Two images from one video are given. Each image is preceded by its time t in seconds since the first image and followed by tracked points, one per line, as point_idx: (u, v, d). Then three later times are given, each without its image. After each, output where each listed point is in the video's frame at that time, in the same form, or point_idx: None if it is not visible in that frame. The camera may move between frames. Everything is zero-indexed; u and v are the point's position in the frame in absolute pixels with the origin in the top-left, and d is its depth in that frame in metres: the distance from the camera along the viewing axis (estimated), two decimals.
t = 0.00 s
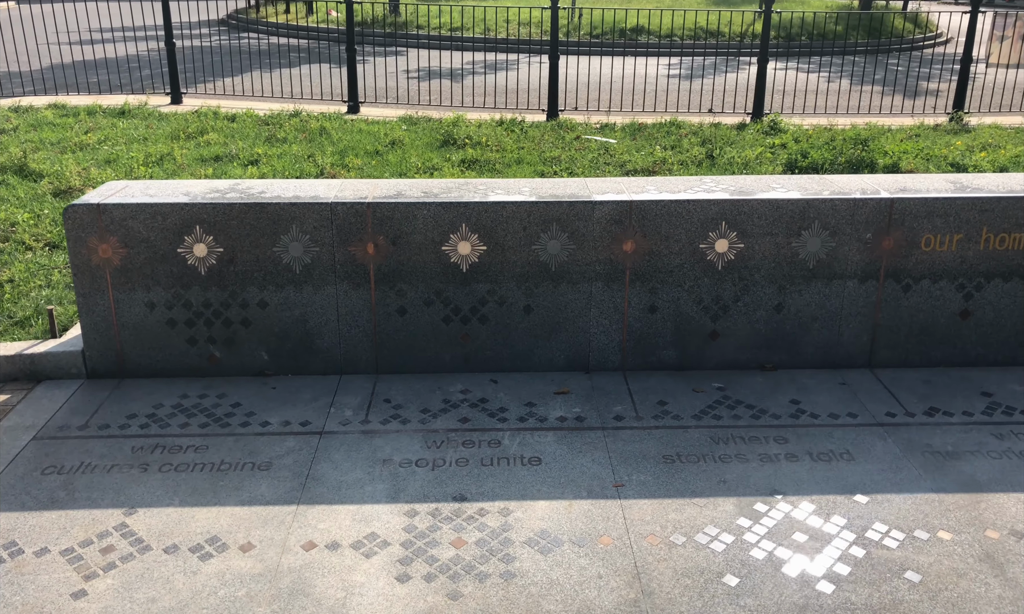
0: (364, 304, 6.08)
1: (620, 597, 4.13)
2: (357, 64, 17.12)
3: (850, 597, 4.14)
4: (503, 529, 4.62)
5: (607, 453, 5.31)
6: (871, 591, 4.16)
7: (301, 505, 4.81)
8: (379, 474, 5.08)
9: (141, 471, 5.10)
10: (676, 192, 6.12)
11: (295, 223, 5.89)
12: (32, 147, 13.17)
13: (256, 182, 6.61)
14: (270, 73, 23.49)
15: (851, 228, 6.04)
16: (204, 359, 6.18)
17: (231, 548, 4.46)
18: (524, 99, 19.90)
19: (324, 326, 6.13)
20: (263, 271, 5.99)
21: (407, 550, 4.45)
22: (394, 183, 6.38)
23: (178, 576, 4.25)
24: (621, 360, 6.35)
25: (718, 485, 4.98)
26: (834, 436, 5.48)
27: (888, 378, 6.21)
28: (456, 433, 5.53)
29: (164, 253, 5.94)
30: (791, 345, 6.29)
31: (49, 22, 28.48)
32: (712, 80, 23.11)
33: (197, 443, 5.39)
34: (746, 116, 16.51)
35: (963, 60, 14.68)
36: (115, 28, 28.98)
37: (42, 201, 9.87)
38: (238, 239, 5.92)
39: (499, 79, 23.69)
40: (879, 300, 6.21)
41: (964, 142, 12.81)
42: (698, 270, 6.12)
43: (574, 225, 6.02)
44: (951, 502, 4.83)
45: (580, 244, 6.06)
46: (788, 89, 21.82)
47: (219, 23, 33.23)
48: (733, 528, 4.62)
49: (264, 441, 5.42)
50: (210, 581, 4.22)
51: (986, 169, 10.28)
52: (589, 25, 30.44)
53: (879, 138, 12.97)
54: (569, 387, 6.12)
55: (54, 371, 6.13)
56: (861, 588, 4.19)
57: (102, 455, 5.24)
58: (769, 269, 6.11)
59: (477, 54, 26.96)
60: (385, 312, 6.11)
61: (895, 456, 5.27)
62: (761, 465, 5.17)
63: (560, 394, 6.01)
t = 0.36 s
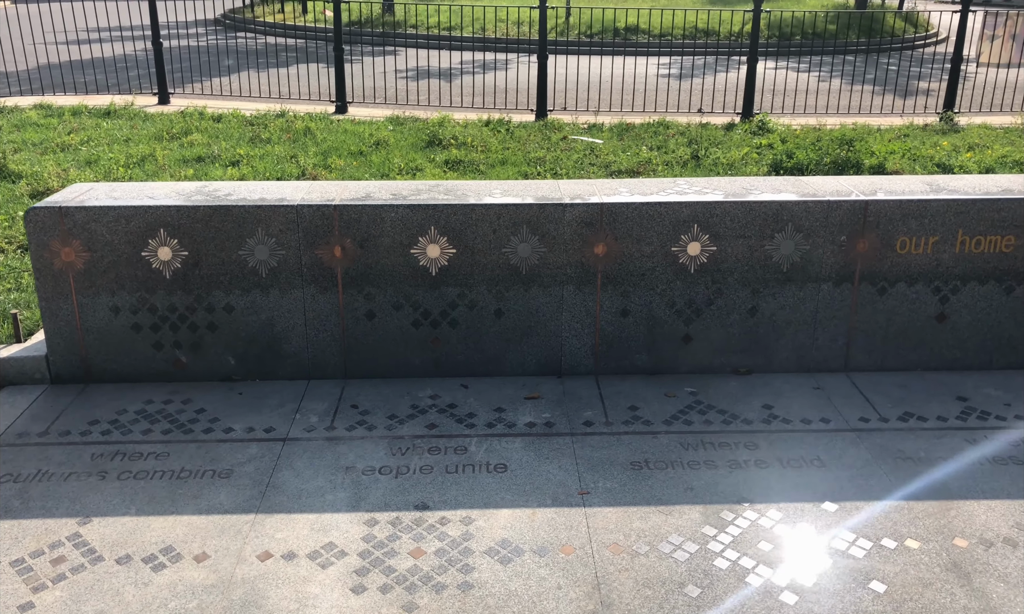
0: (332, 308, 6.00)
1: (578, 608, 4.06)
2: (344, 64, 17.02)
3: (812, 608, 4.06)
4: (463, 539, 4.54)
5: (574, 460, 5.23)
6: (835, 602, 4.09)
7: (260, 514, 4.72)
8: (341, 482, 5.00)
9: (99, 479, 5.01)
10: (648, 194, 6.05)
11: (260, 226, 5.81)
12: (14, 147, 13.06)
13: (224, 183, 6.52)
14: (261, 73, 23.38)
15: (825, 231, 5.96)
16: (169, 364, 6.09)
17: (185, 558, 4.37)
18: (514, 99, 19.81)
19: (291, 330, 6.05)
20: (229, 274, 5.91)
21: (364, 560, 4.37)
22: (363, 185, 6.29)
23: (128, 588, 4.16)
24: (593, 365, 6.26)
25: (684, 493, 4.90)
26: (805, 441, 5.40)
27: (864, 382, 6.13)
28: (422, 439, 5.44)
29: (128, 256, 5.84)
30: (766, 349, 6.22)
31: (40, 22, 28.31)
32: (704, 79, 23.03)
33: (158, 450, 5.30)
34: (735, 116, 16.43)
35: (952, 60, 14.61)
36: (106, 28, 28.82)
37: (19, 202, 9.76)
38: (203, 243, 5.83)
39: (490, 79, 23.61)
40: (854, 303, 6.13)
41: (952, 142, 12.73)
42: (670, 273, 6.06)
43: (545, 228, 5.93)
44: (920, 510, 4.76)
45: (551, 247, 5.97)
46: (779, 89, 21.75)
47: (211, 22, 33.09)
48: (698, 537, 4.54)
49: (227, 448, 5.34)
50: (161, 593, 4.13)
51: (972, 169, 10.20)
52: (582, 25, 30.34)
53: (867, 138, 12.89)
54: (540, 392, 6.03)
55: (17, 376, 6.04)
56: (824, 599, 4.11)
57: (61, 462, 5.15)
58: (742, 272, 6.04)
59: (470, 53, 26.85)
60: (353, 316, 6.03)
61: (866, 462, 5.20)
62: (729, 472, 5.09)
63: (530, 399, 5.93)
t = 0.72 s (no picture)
0: (290, 307, 5.99)
1: (518, 608, 4.05)
2: (329, 64, 16.99)
3: (753, 608, 4.05)
4: (409, 539, 4.52)
5: (527, 460, 5.22)
6: (776, 602, 4.08)
7: (207, 514, 4.71)
8: (292, 482, 4.99)
9: (48, 479, 5.00)
10: (608, 193, 6.03)
11: (217, 225, 5.80)
12: None
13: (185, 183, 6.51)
14: (249, 72, 23.35)
15: (784, 230, 5.95)
16: (128, 364, 6.07)
17: (128, 558, 4.35)
18: (501, 98, 19.81)
19: (250, 330, 6.04)
20: (186, 274, 5.90)
21: (308, 560, 4.35)
22: (323, 184, 6.27)
23: (68, 588, 4.14)
24: (554, 364, 6.24)
25: (635, 492, 4.89)
26: (760, 441, 5.39)
27: (824, 381, 6.12)
28: (377, 439, 5.43)
29: (85, 256, 5.83)
30: (726, 349, 6.21)
31: (30, 22, 28.27)
32: (693, 79, 23.01)
33: (110, 450, 5.28)
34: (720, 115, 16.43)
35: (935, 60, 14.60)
36: (97, 28, 28.79)
37: None
38: (160, 242, 5.81)
39: (479, 79, 23.60)
40: (814, 302, 6.11)
41: (932, 142, 12.72)
42: (630, 272, 6.05)
43: (503, 227, 5.90)
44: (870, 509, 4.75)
45: (510, 246, 5.94)
46: (767, 88, 21.75)
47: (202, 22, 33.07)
48: (645, 537, 4.53)
49: (180, 448, 5.32)
50: (100, 593, 4.12)
51: (948, 168, 10.20)
52: (574, 24, 30.32)
53: (847, 137, 12.88)
54: (499, 392, 6.01)
55: None
56: (765, 599, 4.10)
57: (11, 463, 5.14)
58: (702, 271, 6.04)
59: (460, 52, 26.82)
60: (312, 315, 6.02)
61: (820, 461, 5.19)
62: (681, 471, 5.08)
63: (489, 398, 5.91)
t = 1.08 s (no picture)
0: (252, 304, 6.06)
1: (459, 599, 4.11)
2: (315, 64, 17.06)
3: (690, 598, 4.11)
4: (357, 531, 4.58)
5: (481, 454, 5.28)
6: (713, 592, 4.14)
7: (160, 507, 4.77)
8: (246, 476, 5.05)
9: (6, 473, 5.06)
10: (567, 192, 6.09)
11: (178, 223, 5.86)
12: None
13: (151, 181, 6.58)
14: (240, 72, 23.41)
15: (740, 227, 6.03)
16: (92, 360, 6.13)
17: (77, 550, 4.41)
18: (489, 99, 19.90)
19: (212, 327, 6.10)
20: (149, 271, 5.96)
21: (256, 552, 4.41)
22: (287, 182, 6.33)
23: (16, 580, 4.21)
24: (515, 361, 6.30)
25: (584, 486, 4.96)
26: (712, 436, 5.47)
27: (782, 377, 6.19)
28: (333, 434, 5.49)
29: (48, 253, 5.89)
30: (684, 345, 6.29)
31: (24, 23, 28.34)
32: (682, 79, 23.08)
33: (69, 445, 5.35)
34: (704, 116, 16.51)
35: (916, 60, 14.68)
36: (90, 29, 28.86)
37: None
38: (122, 239, 5.88)
39: (469, 80, 23.70)
40: (771, 299, 6.19)
41: (911, 142, 12.79)
42: (588, 269, 6.12)
43: (462, 224, 5.95)
44: (814, 502, 4.81)
45: (469, 243, 5.99)
46: (754, 89, 21.83)
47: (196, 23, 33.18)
48: (590, 529, 4.60)
49: (138, 443, 5.38)
50: (47, 585, 4.17)
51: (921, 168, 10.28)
52: (566, 25, 30.39)
53: (827, 137, 12.96)
54: (459, 387, 6.07)
55: None
56: (703, 589, 4.16)
57: None
58: (659, 268, 6.13)
59: (451, 53, 26.87)
60: (274, 312, 6.09)
61: (769, 456, 5.25)
62: (632, 465, 5.15)
63: (448, 394, 5.96)
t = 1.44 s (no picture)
0: (218, 303, 6.11)
1: (406, 592, 4.16)
2: (303, 65, 17.14)
3: (635, 591, 4.16)
4: (311, 526, 4.63)
5: (440, 450, 5.32)
6: (658, 585, 4.19)
7: (117, 503, 4.81)
8: (205, 472, 5.10)
9: None
10: (530, 191, 6.15)
11: (144, 222, 5.92)
12: None
13: (120, 181, 6.63)
14: (231, 73, 23.47)
15: (701, 226, 6.09)
16: (60, 358, 6.18)
17: (32, 546, 4.46)
18: (478, 100, 20.00)
19: (179, 325, 6.15)
20: (115, 270, 6.01)
21: (209, 547, 4.46)
22: (253, 182, 6.38)
23: None
24: (480, 359, 6.34)
25: (539, 481, 5.01)
26: (670, 432, 5.52)
27: (744, 375, 6.24)
28: (295, 431, 5.54)
29: (14, 252, 5.94)
30: (647, 344, 6.35)
31: (18, 24, 28.46)
32: (671, 80, 23.16)
33: (32, 442, 5.39)
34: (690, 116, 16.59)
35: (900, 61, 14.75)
36: (82, 30, 28.92)
37: None
38: (87, 239, 5.93)
39: (460, 81, 23.80)
40: (732, 298, 6.26)
41: (892, 142, 12.87)
42: (552, 268, 6.16)
43: (426, 223, 5.99)
44: (766, 497, 4.86)
45: (433, 242, 6.03)
46: (743, 89, 21.93)
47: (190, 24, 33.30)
48: (541, 524, 4.65)
49: (101, 440, 5.43)
50: None
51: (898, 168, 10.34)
52: (557, 27, 30.48)
53: (808, 138, 13.03)
54: (423, 385, 6.11)
55: None
56: (648, 583, 4.21)
57: None
58: (622, 267, 6.19)
59: (443, 54, 26.94)
60: (240, 311, 6.14)
61: (725, 452, 5.31)
62: (588, 461, 5.20)
63: (412, 392, 6.01)
